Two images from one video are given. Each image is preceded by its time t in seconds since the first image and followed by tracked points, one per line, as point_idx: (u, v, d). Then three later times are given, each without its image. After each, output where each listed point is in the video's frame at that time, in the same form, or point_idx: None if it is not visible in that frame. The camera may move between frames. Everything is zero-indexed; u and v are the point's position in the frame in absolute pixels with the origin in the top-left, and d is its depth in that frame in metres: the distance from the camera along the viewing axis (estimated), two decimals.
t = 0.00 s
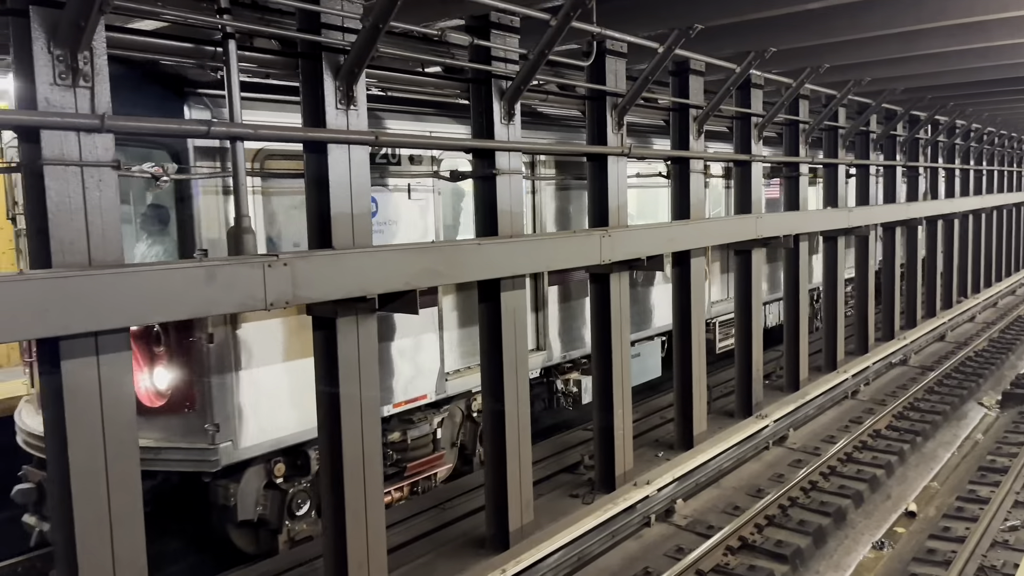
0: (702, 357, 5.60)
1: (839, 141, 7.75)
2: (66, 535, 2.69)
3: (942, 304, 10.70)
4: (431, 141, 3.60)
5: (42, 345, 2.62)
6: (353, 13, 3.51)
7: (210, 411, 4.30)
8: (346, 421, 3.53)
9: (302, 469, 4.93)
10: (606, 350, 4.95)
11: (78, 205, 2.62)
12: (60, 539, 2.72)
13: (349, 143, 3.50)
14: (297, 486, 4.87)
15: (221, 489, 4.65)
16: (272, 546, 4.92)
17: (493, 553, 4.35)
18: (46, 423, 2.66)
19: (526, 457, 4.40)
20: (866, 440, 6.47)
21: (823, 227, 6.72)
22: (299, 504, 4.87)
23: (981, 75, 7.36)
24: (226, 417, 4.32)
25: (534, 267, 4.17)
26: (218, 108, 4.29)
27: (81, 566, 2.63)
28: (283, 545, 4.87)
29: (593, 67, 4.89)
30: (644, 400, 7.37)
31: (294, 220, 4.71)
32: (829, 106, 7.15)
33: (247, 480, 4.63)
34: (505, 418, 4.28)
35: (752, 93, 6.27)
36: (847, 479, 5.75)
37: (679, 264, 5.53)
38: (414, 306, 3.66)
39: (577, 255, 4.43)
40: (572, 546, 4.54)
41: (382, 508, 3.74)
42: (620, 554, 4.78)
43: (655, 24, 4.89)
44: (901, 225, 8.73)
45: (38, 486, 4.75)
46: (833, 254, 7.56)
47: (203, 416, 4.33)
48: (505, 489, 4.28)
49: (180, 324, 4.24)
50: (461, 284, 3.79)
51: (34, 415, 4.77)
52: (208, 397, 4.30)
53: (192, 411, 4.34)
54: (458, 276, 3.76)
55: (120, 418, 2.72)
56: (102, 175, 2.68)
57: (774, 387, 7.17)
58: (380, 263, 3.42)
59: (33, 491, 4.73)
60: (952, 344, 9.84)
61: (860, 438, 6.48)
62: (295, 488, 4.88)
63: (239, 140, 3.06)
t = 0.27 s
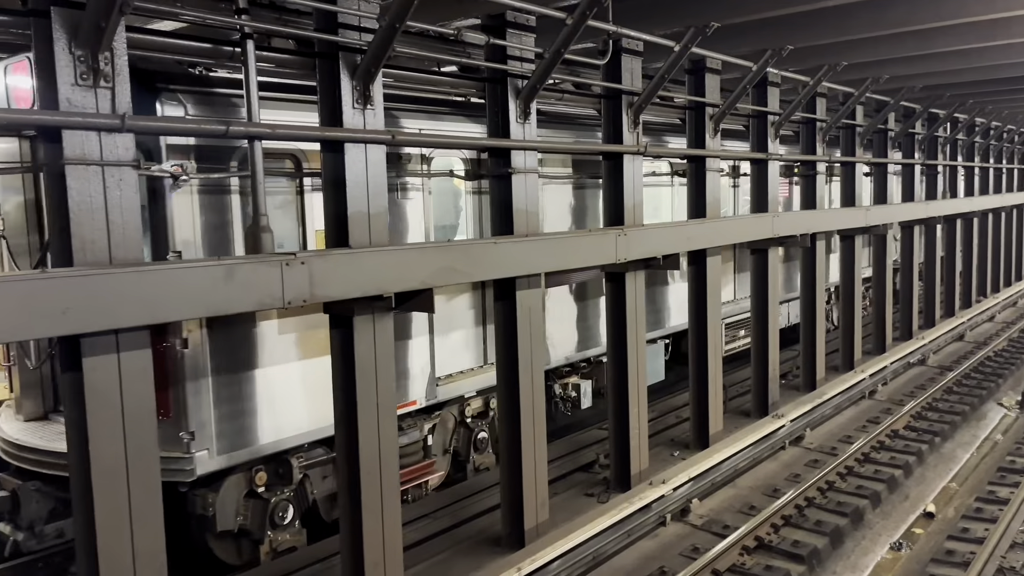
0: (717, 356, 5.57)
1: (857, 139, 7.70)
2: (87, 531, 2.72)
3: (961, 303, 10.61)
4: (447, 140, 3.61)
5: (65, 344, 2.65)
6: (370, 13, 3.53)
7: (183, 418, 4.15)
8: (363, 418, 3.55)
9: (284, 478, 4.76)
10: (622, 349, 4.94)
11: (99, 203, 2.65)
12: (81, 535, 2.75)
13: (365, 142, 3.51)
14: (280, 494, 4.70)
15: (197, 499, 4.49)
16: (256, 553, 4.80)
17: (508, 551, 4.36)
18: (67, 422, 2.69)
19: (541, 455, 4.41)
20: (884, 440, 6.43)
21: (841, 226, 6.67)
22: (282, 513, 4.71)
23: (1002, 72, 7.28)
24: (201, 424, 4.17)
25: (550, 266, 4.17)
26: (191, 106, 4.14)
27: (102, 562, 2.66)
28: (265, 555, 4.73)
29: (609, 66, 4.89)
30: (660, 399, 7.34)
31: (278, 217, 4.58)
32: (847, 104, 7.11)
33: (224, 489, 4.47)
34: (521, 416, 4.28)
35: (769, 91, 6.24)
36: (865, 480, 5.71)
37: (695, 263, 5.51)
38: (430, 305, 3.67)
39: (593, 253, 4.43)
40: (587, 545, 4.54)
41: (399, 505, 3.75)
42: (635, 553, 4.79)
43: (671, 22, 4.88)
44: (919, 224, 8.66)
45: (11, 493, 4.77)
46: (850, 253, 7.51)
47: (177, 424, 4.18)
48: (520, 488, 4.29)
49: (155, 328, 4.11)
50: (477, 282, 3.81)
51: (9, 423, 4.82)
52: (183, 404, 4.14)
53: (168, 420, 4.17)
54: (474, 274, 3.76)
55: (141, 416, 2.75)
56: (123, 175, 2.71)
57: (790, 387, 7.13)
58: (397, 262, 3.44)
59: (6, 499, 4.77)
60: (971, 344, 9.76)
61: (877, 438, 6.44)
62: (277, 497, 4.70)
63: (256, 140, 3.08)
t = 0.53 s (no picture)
0: (731, 356, 5.55)
1: (872, 137, 7.65)
2: (106, 527, 2.75)
3: (978, 303, 10.52)
4: (461, 139, 3.62)
5: (84, 341, 2.68)
6: (385, 11, 3.54)
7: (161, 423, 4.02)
8: (378, 416, 3.56)
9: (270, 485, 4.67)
10: (635, 347, 4.93)
11: (117, 201, 2.68)
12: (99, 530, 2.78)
13: (380, 141, 3.53)
14: (264, 502, 4.62)
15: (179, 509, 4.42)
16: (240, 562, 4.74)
17: (522, 549, 4.36)
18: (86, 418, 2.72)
19: (555, 453, 4.41)
20: (900, 440, 6.39)
21: (856, 224, 6.63)
22: (268, 519, 4.64)
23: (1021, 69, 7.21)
24: (181, 430, 4.05)
25: (564, 264, 4.17)
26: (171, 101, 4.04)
27: (121, 557, 2.69)
28: (250, 563, 4.67)
29: (623, 64, 4.88)
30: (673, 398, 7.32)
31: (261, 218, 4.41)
32: (863, 102, 7.06)
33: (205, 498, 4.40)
34: (535, 414, 4.28)
35: (784, 88, 6.20)
36: (880, 479, 5.68)
37: (709, 261, 5.49)
38: (444, 303, 3.68)
39: (607, 252, 4.42)
40: (600, 544, 4.54)
41: (413, 503, 3.77)
42: (649, 552, 4.78)
43: (685, 20, 4.86)
44: (936, 223, 8.59)
45: None
46: (866, 251, 7.45)
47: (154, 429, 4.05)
48: (534, 486, 4.29)
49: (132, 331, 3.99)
50: (491, 280, 3.81)
51: None
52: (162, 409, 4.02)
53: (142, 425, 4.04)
54: (488, 272, 3.77)
55: (159, 413, 2.77)
56: (141, 173, 2.73)
57: (805, 386, 7.09)
58: (411, 260, 3.45)
59: None
60: (988, 344, 9.67)
61: (893, 438, 6.40)
62: (262, 504, 4.62)
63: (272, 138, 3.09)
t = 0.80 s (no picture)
0: (742, 355, 5.54)
1: (884, 135, 7.61)
2: (118, 523, 2.77)
3: (991, 302, 10.45)
4: (471, 138, 3.62)
5: (97, 339, 2.70)
6: (396, 10, 3.55)
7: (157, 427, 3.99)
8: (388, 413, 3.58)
9: (260, 489, 4.54)
10: (645, 346, 4.93)
11: (130, 200, 2.70)
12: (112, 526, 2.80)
13: (390, 140, 3.54)
14: (255, 505, 4.48)
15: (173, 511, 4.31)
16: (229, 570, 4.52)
17: (532, 548, 4.37)
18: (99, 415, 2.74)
19: (565, 451, 4.41)
20: (912, 440, 6.36)
21: (869, 223, 6.60)
22: (258, 524, 4.48)
23: None
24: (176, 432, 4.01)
25: (574, 263, 4.17)
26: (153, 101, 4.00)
27: (134, 553, 2.71)
28: (239, 570, 4.45)
29: (633, 62, 4.87)
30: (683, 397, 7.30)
31: (254, 220, 4.33)
32: (875, 99, 7.02)
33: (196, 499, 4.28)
34: (545, 412, 4.29)
35: (796, 86, 6.17)
36: (892, 479, 5.66)
37: (720, 259, 5.48)
38: (454, 301, 3.69)
39: (617, 251, 4.42)
40: (609, 542, 4.54)
41: (423, 501, 3.78)
42: (659, 551, 4.78)
43: (695, 17, 4.85)
44: (948, 221, 8.53)
45: None
46: (878, 250, 7.41)
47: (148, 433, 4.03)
48: (544, 484, 4.29)
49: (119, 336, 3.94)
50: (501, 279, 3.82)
51: None
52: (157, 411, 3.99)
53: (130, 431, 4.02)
54: (498, 271, 3.78)
55: (171, 411, 2.80)
56: (153, 173, 2.75)
57: (815, 385, 7.06)
58: (421, 259, 3.46)
59: None
60: (1001, 343, 9.60)
61: (905, 437, 6.36)
62: (253, 508, 4.48)
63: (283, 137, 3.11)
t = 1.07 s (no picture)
0: (749, 354, 5.52)
1: (893, 134, 7.58)
2: (126, 519, 2.79)
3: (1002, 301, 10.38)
4: (477, 136, 3.63)
5: (104, 336, 2.72)
6: (403, 9, 3.55)
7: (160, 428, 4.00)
8: (395, 411, 3.58)
9: (255, 490, 4.51)
10: (653, 344, 4.92)
11: (138, 198, 2.72)
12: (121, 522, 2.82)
13: (398, 139, 3.55)
14: (249, 507, 4.46)
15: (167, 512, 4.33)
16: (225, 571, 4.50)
17: (538, 546, 4.37)
18: (108, 412, 2.76)
19: (572, 449, 4.41)
20: (921, 439, 6.33)
21: (878, 221, 6.57)
22: (252, 525, 4.45)
23: None
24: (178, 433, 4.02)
25: (580, 261, 4.17)
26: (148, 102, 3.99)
27: (143, 548, 2.73)
28: (234, 571, 4.43)
29: (640, 60, 4.87)
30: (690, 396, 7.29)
31: (251, 220, 4.35)
32: (884, 97, 6.98)
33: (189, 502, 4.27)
34: (551, 411, 4.28)
35: (804, 85, 6.15)
36: (901, 479, 5.63)
37: (727, 258, 5.47)
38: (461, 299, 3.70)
39: (624, 249, 4.42)
40: (615, 541, 4.53)
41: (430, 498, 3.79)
42: (665, 550, 4.77)
43: (703, 16, 4.84)
44: (958, 220, 8.49)
45: None
46: (887, 248, 7.37)
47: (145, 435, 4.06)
48: (550, 482, 4.29)
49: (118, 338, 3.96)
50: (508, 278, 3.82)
51: None
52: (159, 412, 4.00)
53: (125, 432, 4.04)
54: (505, 269, 3.78)
55: (179, 408, 2.81)
56: (161, 171, 2.77)
57: (823, 384, 7.03)
58: (428, 257, 3.46)
59: None
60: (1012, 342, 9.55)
61: (914, 437, 6.33)
62: (247, 510, 4.45)
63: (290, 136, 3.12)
